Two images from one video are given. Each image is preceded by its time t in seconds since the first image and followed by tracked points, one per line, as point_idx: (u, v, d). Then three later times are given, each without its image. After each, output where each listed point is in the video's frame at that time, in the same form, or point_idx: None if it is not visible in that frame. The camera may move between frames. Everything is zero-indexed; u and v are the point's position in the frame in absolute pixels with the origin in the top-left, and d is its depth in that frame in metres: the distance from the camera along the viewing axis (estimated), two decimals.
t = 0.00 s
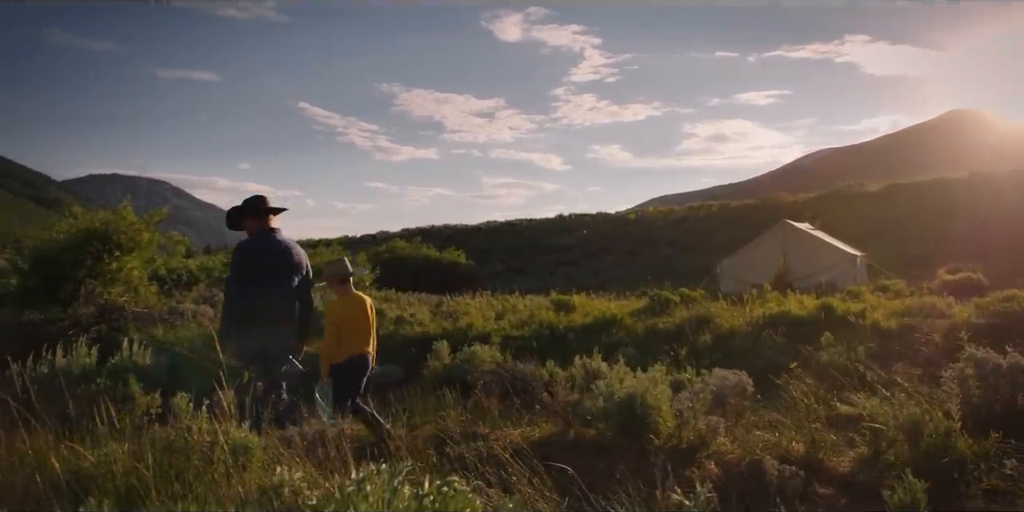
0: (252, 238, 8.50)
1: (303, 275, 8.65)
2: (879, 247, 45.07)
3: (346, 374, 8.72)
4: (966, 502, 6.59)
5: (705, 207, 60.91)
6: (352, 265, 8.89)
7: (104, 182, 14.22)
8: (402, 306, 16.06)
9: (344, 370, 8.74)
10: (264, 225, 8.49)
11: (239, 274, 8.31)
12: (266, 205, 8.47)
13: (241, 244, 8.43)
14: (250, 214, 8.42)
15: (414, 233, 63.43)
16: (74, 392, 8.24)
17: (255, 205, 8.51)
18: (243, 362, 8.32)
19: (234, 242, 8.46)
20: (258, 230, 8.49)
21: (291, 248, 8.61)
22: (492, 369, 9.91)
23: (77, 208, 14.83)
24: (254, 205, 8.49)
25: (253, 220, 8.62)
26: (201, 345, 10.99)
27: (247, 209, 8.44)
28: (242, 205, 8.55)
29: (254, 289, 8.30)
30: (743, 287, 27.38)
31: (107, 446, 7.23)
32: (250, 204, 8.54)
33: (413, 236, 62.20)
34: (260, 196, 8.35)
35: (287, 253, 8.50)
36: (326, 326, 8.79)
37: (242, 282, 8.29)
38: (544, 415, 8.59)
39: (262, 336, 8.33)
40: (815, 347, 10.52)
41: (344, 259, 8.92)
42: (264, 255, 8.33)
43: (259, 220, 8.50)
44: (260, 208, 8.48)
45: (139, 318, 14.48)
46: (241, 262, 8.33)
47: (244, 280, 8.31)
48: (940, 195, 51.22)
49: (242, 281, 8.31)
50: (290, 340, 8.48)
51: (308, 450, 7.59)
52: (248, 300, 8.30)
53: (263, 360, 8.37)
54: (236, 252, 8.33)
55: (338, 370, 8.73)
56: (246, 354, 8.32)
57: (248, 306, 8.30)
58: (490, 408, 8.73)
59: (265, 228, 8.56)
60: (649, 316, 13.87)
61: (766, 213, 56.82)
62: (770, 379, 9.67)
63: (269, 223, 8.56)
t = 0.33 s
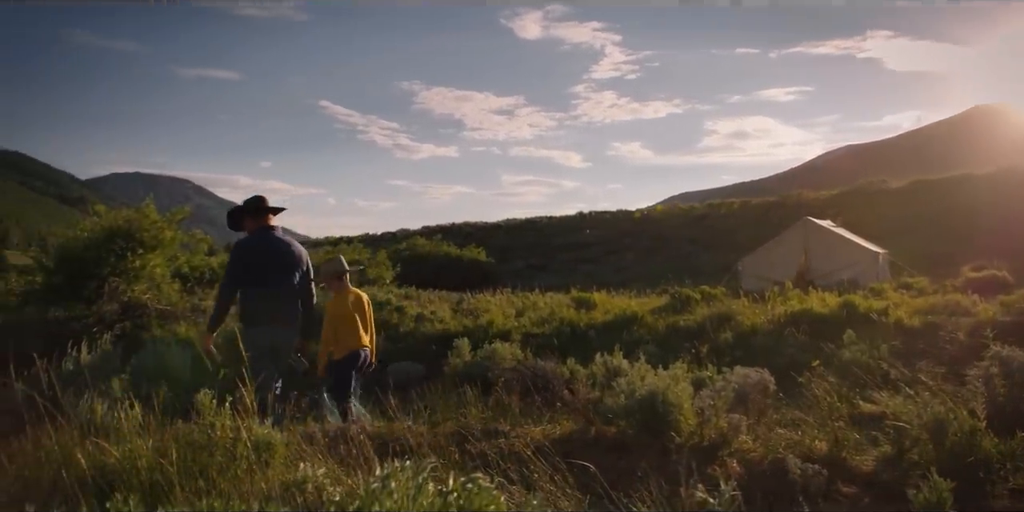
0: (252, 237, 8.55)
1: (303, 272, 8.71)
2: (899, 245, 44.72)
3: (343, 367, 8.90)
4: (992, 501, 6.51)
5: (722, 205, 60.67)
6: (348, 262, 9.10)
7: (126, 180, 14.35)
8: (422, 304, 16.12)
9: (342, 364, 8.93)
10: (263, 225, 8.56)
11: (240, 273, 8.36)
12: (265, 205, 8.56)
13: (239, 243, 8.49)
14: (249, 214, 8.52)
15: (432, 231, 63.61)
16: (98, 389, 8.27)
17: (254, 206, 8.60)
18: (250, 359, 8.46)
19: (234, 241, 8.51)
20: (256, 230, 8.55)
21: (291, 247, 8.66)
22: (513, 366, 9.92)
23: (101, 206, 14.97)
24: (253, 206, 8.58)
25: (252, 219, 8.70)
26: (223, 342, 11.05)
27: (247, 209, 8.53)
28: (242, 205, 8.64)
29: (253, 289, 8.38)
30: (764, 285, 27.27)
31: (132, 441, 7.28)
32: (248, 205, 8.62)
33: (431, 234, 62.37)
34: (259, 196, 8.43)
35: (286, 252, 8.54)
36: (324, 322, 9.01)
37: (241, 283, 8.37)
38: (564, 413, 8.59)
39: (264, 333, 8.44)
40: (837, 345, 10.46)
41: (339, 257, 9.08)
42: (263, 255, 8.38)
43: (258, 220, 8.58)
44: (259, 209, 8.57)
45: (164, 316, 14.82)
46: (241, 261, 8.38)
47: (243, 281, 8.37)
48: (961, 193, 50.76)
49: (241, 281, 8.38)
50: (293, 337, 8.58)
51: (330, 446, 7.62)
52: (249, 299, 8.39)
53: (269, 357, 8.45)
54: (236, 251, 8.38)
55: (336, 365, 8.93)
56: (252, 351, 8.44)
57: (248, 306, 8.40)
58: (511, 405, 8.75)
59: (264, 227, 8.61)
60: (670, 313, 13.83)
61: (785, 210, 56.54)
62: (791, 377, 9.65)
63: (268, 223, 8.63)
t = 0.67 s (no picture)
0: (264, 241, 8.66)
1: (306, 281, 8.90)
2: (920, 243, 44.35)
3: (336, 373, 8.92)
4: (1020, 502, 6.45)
5: (741, 202, 60.42)
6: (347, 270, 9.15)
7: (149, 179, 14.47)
8: (443, 301, 16.19)
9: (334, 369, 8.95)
10: (277, 230, 8.71)
11: (253, 275, 8.45)
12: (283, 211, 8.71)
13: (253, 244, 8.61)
14: (267, 218, 8.64)
15: (450, 229, 63.74)
16: (121, 385, 8.31)
17: (271, 210, 8.72)
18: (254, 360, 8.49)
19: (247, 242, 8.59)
20: (269, 234, 8.70)
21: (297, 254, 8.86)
22: (534, 364, 9.93)
23: (125, 205, 15.10)
24: (269, 210, 8.70)
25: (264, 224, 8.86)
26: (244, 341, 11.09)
27: (264, 212, 8.65)
28: (259, 207, 8.73)
29: (265, 291, 8.48)
30: (785, 283, 27.17)
31: (156, 438, 7.33)
32: (264, 208, 8.73)
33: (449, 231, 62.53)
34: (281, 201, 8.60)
35: (296, 259, 8.75)
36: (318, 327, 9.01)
37: (254, 282, 8.44)
38: (586, 411, 8.59)
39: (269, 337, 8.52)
40: (860, 343, 10.40)
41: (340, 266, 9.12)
42: (277, 258, 8.55)
43: (272, 225, 8.72)
44: (275, 214, 8.72)
45: (186, 314, 15.35)
46: (254, 262, 8.48)
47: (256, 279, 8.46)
48: (983, 190, 50.26)
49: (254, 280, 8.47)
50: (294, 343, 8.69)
51: (352, 443, 7.66)
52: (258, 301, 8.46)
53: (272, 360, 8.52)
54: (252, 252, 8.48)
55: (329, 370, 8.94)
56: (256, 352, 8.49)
57: (258, 305, 8.44)
58: (533, 402, 8.76)
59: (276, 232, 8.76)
60: (692, 311, 13.78)
61: (805, 207, 56.20)
62: (814, 375, 9.61)
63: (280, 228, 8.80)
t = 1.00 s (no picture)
0: (274, 238, 8.85)
1: (310, 280, 9.12)
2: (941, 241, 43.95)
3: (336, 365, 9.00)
4: None
5: (761, 200, 60.12)
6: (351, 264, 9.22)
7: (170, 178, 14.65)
8: (464, 300, 16.27)
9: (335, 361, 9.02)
10: (288, 228, 8.92)
11: (266, 270, 8.61)
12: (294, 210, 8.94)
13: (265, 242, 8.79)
14: (280, 215, 8.85)
15: (469, 227, 63.90)
16: (146, 382, 8.37)
17: (283, 209, 8.94)
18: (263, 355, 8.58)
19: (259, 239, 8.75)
20: (280, 232, 8.90)
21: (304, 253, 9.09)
22: (555, 363, 9.94)
23: (148, 204, 15.37)
24: (281, 208, 8.91)
25: (272, 222, 9.05)
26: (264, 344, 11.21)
27: (277, 210, 8.86)
28: (270, 204, 8.93)
29: (278, 286, 8.65)
30: (807, 281, 27.04)
31: (180, 435, 7.38)
32: (276, 205, 8.93)
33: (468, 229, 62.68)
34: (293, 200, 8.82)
35: (304, 258, 8.97)
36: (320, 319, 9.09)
37: (269, 276, 8.61)
38: (608, 410, 8.59)
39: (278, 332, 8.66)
40: (883, 342, 10.35)
41: (346, 260, 9.21)
42: (289, 255, 8.75)
43: (283, 223, 8.94)
44: (286, 212, 8.93)
45: (209, 313, 15.42)
46: (268, 258, 8.65)
47: (270, 275, 8.63)
48: (1007, 187, 49.71)
49: (267, 275, 8.64)
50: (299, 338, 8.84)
51: (375, 441, 7.70)
52: (270, 296, 8.61)
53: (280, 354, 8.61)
54: (265, 248, 8.65)
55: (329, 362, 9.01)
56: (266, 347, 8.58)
57: (272, 301, 8.61)
58: (554, 400, 8.78)
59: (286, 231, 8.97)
60: (714, 310, 13.73)
61: (825, 205, 55.85)
62: (837, 374, 9.57)
63: (289, 227, 9.02)
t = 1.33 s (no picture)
0: (272, 243, 9.26)
1: (313, 279, 9.46)
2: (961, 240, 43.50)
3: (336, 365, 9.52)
4: None
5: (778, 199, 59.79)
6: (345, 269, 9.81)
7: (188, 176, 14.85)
8: (481, 299, 16.31)
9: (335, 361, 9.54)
10: (284, 231, 9.31)
11: (262, 272, 9.04)
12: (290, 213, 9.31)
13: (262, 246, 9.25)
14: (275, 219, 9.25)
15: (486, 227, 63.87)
16: (167, 379, 8.41)
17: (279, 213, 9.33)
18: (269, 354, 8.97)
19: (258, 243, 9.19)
20: (277, 236, 9.30)
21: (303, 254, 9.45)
22: (574, 362, 9.93)
23: (169, 204, 15.42)
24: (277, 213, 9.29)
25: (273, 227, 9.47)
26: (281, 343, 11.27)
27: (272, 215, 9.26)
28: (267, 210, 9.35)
29: (275, 287, 9.06)
30: (828, 281, 26.85)
31: (202, 433, 7.43)
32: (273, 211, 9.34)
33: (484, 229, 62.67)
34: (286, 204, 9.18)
35: (301, 259, 9.32)
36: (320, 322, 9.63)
37: (266, 278, 9.04)
38: (627, 409, 8.56)
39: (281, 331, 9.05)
40: (904, 342, 10.28)
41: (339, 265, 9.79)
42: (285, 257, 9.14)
43: (280, 227, 9.34)
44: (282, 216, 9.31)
45: (229, 312, 15.27)
46: (264, 261, 9.07)
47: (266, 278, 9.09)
48: None
49: (264, 277, 9.11)
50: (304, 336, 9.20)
51: (394, 440, 7.74)
52: (269, 297, 9.04)
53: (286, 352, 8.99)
54: (261, 252, 9.07)
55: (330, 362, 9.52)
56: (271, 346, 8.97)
57: (270, 302, 9.03)
58: (573, 400, 8.78)
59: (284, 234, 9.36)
60: (733, 309, 13.69)
61: (843, 204, 55.50)
62: (858, 374, 9.52)
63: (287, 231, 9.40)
